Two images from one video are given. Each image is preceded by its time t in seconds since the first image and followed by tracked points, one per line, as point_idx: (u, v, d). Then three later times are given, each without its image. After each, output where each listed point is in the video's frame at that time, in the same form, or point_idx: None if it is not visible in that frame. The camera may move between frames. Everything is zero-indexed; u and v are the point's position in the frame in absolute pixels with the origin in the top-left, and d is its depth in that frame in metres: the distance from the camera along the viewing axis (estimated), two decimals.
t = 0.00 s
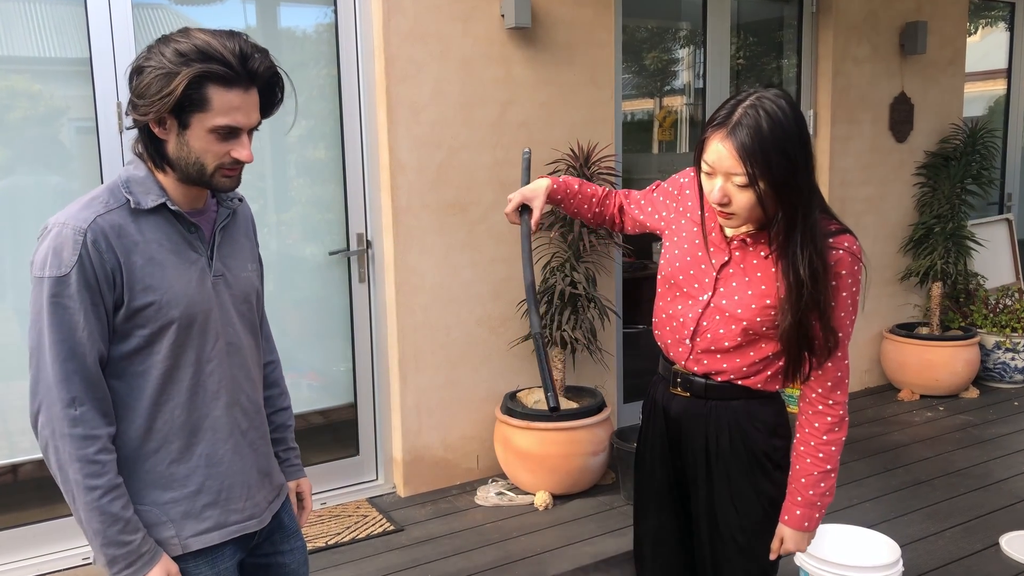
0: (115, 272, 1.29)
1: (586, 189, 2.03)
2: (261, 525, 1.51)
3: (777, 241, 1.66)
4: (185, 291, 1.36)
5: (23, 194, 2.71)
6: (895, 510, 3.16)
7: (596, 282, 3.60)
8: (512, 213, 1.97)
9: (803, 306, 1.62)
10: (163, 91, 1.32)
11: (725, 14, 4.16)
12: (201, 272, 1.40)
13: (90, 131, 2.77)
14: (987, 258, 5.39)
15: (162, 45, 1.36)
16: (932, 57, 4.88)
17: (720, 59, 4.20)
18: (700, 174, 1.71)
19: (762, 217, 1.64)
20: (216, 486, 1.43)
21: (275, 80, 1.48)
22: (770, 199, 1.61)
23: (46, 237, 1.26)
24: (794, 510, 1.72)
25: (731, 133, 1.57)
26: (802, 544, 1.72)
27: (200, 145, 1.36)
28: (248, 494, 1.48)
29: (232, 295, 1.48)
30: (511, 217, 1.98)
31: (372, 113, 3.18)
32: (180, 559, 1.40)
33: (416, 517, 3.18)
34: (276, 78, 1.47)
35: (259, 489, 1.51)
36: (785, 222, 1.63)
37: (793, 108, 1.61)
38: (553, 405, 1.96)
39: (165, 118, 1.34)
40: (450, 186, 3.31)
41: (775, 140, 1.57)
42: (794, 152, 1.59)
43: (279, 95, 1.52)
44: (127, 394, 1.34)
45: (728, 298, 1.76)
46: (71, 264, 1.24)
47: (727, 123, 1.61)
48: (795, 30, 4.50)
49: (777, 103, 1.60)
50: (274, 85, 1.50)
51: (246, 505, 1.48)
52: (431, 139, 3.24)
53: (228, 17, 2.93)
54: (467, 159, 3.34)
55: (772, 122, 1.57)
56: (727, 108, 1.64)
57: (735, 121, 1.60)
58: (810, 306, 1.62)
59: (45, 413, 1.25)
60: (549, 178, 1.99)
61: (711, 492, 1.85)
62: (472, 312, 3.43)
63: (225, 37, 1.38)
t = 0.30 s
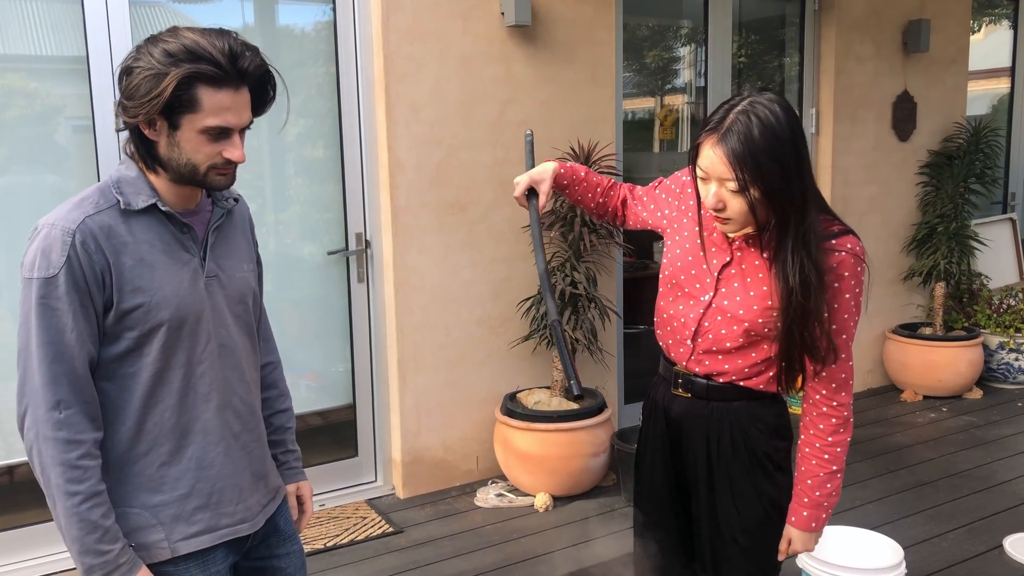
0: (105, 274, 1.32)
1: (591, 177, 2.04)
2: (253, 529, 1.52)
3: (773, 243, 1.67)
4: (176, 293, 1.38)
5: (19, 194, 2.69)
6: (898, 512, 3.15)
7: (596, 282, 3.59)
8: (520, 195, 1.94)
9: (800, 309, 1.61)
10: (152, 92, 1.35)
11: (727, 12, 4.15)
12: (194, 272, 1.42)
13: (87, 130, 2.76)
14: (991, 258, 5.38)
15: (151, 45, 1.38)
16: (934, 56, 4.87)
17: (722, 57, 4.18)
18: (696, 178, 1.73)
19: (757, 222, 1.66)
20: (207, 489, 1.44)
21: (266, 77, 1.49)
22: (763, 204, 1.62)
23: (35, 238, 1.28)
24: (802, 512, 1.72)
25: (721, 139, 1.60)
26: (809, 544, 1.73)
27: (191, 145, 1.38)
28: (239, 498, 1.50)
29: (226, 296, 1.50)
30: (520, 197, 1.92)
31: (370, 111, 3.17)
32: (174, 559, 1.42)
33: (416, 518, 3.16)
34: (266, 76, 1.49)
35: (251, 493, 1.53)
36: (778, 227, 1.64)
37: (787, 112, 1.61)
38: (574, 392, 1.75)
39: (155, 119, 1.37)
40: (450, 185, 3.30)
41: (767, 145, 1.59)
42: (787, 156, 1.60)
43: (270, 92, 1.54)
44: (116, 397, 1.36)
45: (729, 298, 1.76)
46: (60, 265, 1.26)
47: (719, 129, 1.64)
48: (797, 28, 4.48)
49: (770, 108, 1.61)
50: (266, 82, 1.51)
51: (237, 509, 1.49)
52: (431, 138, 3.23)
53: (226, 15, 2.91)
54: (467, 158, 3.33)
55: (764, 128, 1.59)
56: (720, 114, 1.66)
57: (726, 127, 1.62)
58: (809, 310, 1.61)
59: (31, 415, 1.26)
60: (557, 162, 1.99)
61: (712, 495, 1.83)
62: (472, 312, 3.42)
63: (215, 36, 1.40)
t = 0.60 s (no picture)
0: (97, 274, 1.31)
1: (597, 172, 2.03)
2: (248, 533, 1.51)
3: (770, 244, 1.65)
4: (169, 293, 1.37)
5: (15, 193, 2.68)
6: (902, 514, 3.13)
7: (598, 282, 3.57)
8: (527, 184, 1.87)
9: (801, 310, 1.60)
10: (145, 91, 1.33)
11: (730, 9, 4.13)
12: (188, 272, 1.41)
13: (83, 128, 2.74)
14: (995, 258, 5.36)
15: (140, 44, 1.37)
16: (937, 54, 4.85)
17: (724, 55, 4.16)
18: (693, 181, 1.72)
19: (755, 224, 1.65)
20: (201, 492, 1.43)
21: (257, 71, 1.49)
22: (760, 206, 1.62)
23: (27, 239, 1.28)
24: (802, 514, 1.70)
25: (718, 141, 1.60)
26: (811, 547, 1.71)
27: (187, 143, 1.37)
28: (235, 501, 1.48)
29: (222, 296, 1.48)
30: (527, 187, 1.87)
31: (369, 110, 3.16)
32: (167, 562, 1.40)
33: (415, 521, 3.15)
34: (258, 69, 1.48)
35: (247, 496, 1.51)
36: (774, 229, 1.63)
37: (784, 113, 1.61)
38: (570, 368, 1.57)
39: (148, 119, 1.36)
40: (449, 184, 3.28)
41: (764, 146, 1.58)
42: (784, 157, 1.59)
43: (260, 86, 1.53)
44: (109, 398, 1.35)
45: (729, 298, 1.75)
46: (50, 266, 1.26)
47: (715, 130, 1.64)
48: (800, 25, 4.46)
49: (767, 109, 1.61)
50: (256, 77, 1.51)
51: (233, 512, 1.48)
52: (431, 137, 3.21)
53: (223, 12, 2.89)
54: (467, 157, 3.31)
55: (760, 129, 1.59)
56: (717, 116, 1.66)
57: (723, 129, 1.62)
58: (809, 311, 1.60)
59: (22, 417, 1.26)
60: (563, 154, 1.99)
61: (714, 497, 1.82)
62: (472, 312, 3.40)
63: (204, 31, 1.39)
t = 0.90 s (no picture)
0: (93, 275, 1.30)
1: (601, 165, 2.00)
2: (248, 535, 1.51)
3: (769, 246, 1.62)
4: (166, 293, 1.36)
5: (9, 192, 2.65)
6: (907, 516, 3.10)
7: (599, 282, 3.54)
8: (531, 180, 1.82)
9: (803, 312, 1.58)
10: (138, 89, 1.33)
11: (732, 6, 4.11)
12: (185, 272, 1.40)
13: (78, 126, 2.72)
14: (999, 257, 5.33)
15: (131, 40, 1.36)
16: (942, 51, 4.82)
17: (726, 52, 4.14)
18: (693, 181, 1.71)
19: (755, 225, 1.63)
20: (200, 495, 1.43)
21: (252, 66, 1.48)
22: (760, 208, 1.59)
23: (20, 240, 1.27)
24: (804, 517, 1.68)
25: (718, 142, 1.58)
26: (813, 550, 1.69)
27: (182, 141, 1.37)
28: (234, 503, 1.48)
29: (220, 296, 1.47)
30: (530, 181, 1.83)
31: (367, 108, 3.14)
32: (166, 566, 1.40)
33: (414, 524, 3.12)
34: (252, 64, 1.48)
35: (246, 498, 1.51)
36: (774, 232, 1.60)
37: (785, 114, 1.60)
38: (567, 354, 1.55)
39: (142, 118, 1.35)
40: (449, 184, 3.26)
41: (765, 147, 1.56)
42: (785, 158, 1.57)
43: (255, 80, 1.53)
44: (107, 401, 1.35)
45: (730, 298, 1.73)
46: (44, 267, 1.25)
47: (715, 131, 1.62)
48: (803, 22, 4.44)
49: (767, 110, 1.59)
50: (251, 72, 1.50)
51: (232, 514, 1.48)
52: (429, 136, 3.19)
53: (220, 9, 2.87)
54: (466, 156, 3.29)
55: (761, 130, 1.57)
56: (717, 116, 1.64)
57: (722, 130, 1.60)
58: (811, 312, 1.58)
59: (19, 422, 1.26)
60: (566, 145, 1.95)
61: (715, 500, 1.80)
62: (471, 312, 3.37)
63: (197, 25, 1.38)
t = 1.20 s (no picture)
0: (91, 276, 1.33)
1: (602, 162, 1.98)
2: (246, 539, 1.55)
3: (771, 247, 1.60)
4: (164, 294, 1.40)
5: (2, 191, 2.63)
6: (912, 520, 3.08)
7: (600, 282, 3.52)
8: (534, 176, 1.80)
9: (807, 315, 1.56)
10: (136, 86, 1.36)
11: (734, 2, 4.08)
12: (183, 272, 1.44)
13: (72, 124, 2.69)
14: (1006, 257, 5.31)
15: (127, 37, 1.39)
16: (947, 48, 4.79)
17: (729, 49, 4.12)
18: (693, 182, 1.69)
19: (756, 226, 1.61)
20: (198, 497, 1.47)
21: (248, 62, 1.53)
22: (762, 210, 1.57)
23: (18, 239, 1.30)
24: (807, 520, 1.65)
25: (718, 143, 1.55)
26: (817, 555, 1.66)
27: (180, 138, 1.40)
28: (232, 506, 1.52)
29: (218, 297, 1.51)
30: (530, 176, 1.80)
31: (365, 105, 3.11)
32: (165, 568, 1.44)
33: (412, 527, 3.10)
34: (248, 58, 1.52)
35: (244, 500, 1.55)
36: (777, 233, 1.59)
37: (786, 114, 1.57)
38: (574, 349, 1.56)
39: (139, 114, 1.39)
40: (448, 182, 3.23)
41: (765, 149, 1.54)
42: (786, 160, 1.55)
43: (253, 75, 1.57)
44: (105, 402, 1.38)
45: (733, 299, 1.70)
46: (42, 266, 1.28)
47: (716, 132, 1.60)
48: (806, 18, 4.42)
49: (768, 110, 1.56)
50: (248, 66, 1.54)
51: (230, 517, 1.52)
52: (428, 133, 3.17)
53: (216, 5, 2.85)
54: (464, 153, 3.26)
55: (762, 132, 1.54)
56: (718, 116, 1.62)
57: (723, 132, 1.57)
58: (815, 315, 1.56)
59: (15, 423, 1.29)
60: (568, 140, 1.94)
61: (717, 503, 1.78)
62: (470, 313, 3.35)
63: (193, 22, 1.42)
